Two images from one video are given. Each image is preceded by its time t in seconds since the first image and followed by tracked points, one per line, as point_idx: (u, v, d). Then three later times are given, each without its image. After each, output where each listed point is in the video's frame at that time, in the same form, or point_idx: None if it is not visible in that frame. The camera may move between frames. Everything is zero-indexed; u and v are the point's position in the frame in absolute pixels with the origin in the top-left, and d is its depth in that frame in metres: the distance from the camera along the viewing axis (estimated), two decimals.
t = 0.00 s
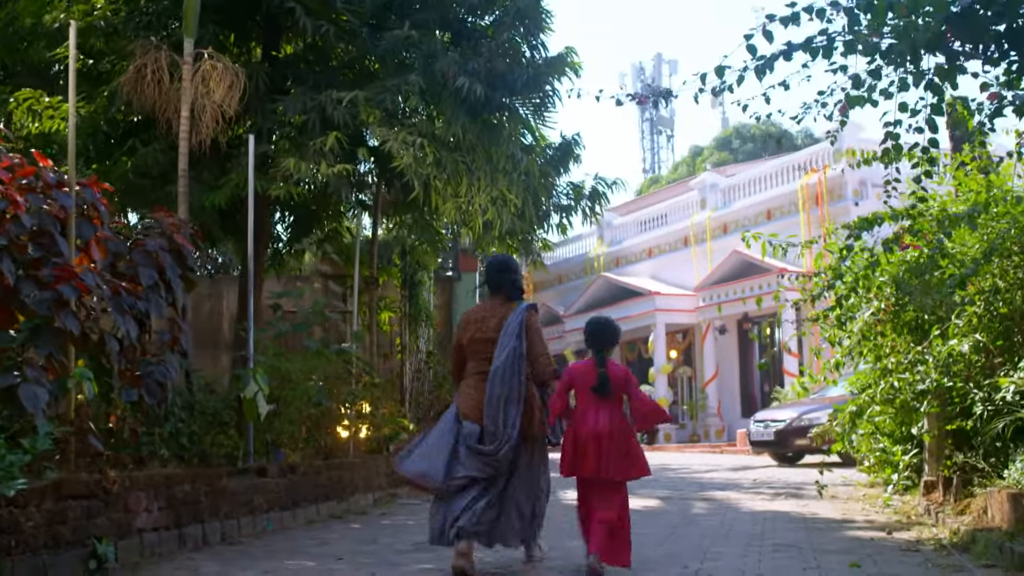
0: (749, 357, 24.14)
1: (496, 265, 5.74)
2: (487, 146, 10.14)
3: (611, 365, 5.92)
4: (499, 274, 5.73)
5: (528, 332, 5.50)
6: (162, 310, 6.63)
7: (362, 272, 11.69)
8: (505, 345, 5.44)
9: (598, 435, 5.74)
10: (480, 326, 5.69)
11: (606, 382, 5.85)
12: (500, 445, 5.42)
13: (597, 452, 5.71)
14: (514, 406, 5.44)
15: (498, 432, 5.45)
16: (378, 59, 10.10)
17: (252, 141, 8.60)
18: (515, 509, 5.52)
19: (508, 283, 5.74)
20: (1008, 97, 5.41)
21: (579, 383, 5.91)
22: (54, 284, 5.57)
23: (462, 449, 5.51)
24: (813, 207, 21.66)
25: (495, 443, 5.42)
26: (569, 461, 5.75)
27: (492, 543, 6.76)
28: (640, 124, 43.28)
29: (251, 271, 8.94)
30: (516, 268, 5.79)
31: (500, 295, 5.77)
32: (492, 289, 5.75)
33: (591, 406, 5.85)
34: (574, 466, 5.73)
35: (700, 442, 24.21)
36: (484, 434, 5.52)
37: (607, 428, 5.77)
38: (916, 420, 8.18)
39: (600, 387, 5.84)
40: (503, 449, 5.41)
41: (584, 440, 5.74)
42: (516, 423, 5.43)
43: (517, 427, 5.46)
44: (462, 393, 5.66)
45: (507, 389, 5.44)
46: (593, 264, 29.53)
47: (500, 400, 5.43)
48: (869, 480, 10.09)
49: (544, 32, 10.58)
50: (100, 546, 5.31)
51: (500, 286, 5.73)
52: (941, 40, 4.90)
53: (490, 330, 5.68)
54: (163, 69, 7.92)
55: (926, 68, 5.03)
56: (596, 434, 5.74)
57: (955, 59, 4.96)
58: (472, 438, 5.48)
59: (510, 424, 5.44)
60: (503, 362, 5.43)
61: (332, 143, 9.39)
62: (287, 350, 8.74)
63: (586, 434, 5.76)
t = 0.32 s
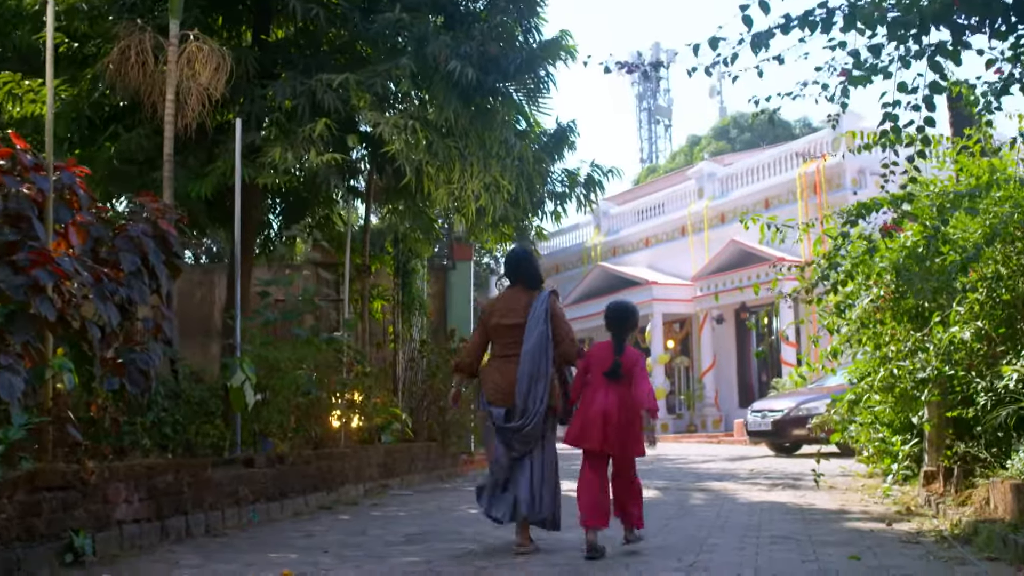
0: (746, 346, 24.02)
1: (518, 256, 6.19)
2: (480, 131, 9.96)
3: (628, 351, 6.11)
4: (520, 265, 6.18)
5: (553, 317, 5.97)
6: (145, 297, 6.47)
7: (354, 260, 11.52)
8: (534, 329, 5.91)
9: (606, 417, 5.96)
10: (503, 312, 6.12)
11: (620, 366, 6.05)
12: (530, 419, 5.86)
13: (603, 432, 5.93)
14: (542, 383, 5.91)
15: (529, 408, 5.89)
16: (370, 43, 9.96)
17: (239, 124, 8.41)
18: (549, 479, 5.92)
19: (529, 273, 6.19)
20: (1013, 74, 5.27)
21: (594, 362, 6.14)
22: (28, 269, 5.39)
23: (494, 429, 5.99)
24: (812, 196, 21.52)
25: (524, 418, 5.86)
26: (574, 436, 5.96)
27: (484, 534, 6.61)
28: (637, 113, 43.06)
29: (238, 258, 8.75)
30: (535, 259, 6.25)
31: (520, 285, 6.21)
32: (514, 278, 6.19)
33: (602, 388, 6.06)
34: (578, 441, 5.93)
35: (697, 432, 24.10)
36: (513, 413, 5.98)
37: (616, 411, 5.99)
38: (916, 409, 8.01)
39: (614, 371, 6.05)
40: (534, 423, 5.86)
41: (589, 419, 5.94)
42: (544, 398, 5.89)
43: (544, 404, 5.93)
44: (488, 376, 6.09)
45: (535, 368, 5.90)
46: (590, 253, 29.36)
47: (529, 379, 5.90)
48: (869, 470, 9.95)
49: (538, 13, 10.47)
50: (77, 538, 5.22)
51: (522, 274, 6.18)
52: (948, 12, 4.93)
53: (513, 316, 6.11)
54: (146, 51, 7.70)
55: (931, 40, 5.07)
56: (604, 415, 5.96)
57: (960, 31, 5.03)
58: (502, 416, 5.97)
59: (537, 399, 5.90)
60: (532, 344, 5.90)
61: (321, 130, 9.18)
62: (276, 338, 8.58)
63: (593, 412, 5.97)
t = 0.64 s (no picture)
0: (742, 343, 23.86)
1: (522, 259, 6.54)
2: (471, 123, 9.81)
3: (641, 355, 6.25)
4: (524, 267, 6.53)
5: (553, 313, 6.28)
6: (124, 289, 6.31)
7: (343, 254, 11.34)
8: (534, 325, 6.24)
9: (623, 418, 6.11)
10: (509, 311, 6.48)
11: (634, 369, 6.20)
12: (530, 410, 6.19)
13: (620, 432, 6.08)
14: (541, 375, 6.21)
15: (529, 400, 6.21)
16: (356, 33, 9.83)
17: (222, 114, 8.21)
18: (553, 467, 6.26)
19: (532, 274, 6.55)
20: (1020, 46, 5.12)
21: (609, 367, 6.29)
22: None
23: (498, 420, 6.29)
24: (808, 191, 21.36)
25: (526, 410, 6.20)
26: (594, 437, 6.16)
27: (472, 533, 6.44)
28: (633, 109, 42.87)
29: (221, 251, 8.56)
30: (539, 262, 6.60)
31: (524, 287, 6.57)
32: (518, 279, 6.54)
33: (618, 391, 6.22)
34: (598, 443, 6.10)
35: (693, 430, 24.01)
36: (516, 406, 6.28)
37: (632, 412, 6.13)
38: (914, 404, 7.86)
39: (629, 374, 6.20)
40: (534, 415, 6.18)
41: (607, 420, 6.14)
42: (543, 389, 6.19)
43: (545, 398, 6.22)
44: (496, 373, 6.43)
45: (535, 362, 6.22)
46: (584, 249, 29.17)
47: (530, 373, 6.21)
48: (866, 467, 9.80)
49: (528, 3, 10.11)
50: (49, 539, 5.04)
51: (526, 275, 6.54)
52: None
53: (518, 314, 6.47)
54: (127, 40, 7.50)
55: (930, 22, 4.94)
56: (621, 416, 6.12)
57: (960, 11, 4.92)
58: (506, 408, 6.27)
59: (537, 392, 6.20)
60: (532, 339, 6.23)
61: (307, 122, 8.97)
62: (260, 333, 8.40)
63: (611, 414, 6.14)
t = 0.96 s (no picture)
0: (736, 341, 23.71)
1: (536, 270, 6.92)
2: (460, 117, 9.63)
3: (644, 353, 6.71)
4: (538, 278, 6.92)
5: (567, 323, 6.68)
6: (101, 285, 6.13)
7: (331, 250, 11.16)
8: (549, 336, 6.63)
9: (631, 417, 6.60)
10: (524, 321, 6.90)
11: (638, 369, 6.66)
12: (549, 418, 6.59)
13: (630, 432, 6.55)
14: (557, 384, 6.62)
15: (547, 407, 6.61)
16: (344, 25, 9.64)
17: (205, 105, 8.02)
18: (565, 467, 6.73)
19: (546, 285, 6.94)
20: None
21: (614, 366, 6.75)
22: None
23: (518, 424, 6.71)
24: (802, 187, 21.21)
25: (544, 416, 6.60)
26: (598, 433, 6.63)
27: (458, 535, 6.27)
28: (627, 107, 42.69)
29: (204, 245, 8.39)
30: (552, 273, 6.98)
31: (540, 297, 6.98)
32: (533, 289, 6.93)
33: (624, 390, 6.67)
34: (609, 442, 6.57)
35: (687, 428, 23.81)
36: (534, 411, 6.70)
37: (638, 411, 6.61)
38: (911, 401, 7.71)
39: (634, 374, 6.65)
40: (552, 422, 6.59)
41: (615, 418, 6.60)
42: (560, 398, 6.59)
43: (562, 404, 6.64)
44: (514, 380, 6.86)
45: (552, 372, 6.62)
46: (578, 247, 28.98)
47: (547, 382, 6.62)
48: (862, 467, 9.65)
49: None
50: (17, 543, 4.86)
51: (539, 285, 6.92)
52: None
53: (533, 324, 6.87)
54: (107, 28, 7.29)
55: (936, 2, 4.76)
56: (628, 415, 6.59)
57: None
58: (525, 414, 6.70)
59: (555, 400, 6.61)
60: (547, 350, 6.62)
61: (291, 114, 8.80)
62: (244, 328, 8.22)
63: (620, 414, 6.61)
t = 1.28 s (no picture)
0: (730, 342, 23.56)
1: (536, 280, 7.41)
2: (449, 112, 9.46)
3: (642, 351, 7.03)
4: (537, 287, 7.40)
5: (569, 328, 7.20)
6: (74, 281, 5.94)
7: (319, 248, 10.98)
8: (554, 339, 7.14)
9: (632, 414, 6.94)
10: (527, 327, 7.37)
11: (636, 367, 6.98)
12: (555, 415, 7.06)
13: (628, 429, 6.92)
14: (562, 384, 7.12)
15: (552, 404, 7.09)
16: (331, 17, 9.47)
17: (187, 98, 7.83)
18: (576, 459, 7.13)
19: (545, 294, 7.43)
20: None
21: (615, 364, 7.09)
22: None
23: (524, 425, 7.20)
24: (796, 188, 21.09)
25: (550, 413, 7.07)
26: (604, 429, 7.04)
27: (443, 539, 6.11)
28: (621, 107, 42.53)
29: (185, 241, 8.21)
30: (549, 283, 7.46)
31: (538, 306, 7.45)
32: (532, 297, 7.41)
33: (625, 388, 7.03)
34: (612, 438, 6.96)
35: (681, 429, 23.66)
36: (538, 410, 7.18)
37: (638, 408, 6.95)
38: (907, 402, 7.61)
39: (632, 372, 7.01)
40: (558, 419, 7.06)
41: (616, 415, 6.97)
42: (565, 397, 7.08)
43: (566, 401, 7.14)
44: (516, 381, 7.30)
45: (557, 373, 7.13)
46: (572, 248, 28.81)
47: (553, 381, 7.12)
48: (858, 468, 9.50)
49: None
50: None
51: (539, 293, 7.42)
52: None
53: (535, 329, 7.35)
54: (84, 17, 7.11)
55: None
56: (629, 412, 6.95)
57: None
58: (530, 413, 7.17)
59: (559, 398, 7.10)
60: (553, 353, 7.13)
61: (275, 108, 8.63)
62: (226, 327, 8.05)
63: (621, 411, 6.98)
